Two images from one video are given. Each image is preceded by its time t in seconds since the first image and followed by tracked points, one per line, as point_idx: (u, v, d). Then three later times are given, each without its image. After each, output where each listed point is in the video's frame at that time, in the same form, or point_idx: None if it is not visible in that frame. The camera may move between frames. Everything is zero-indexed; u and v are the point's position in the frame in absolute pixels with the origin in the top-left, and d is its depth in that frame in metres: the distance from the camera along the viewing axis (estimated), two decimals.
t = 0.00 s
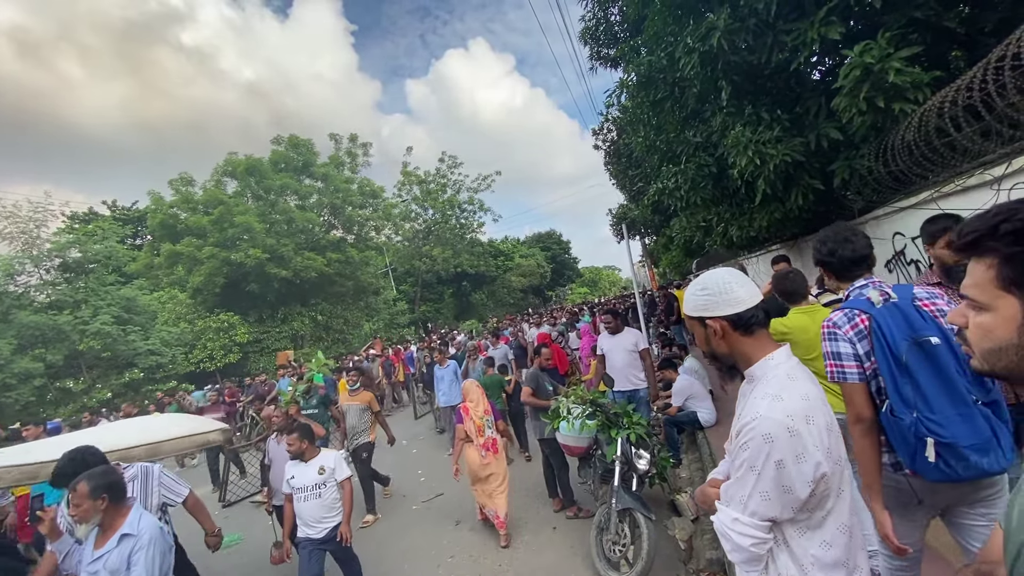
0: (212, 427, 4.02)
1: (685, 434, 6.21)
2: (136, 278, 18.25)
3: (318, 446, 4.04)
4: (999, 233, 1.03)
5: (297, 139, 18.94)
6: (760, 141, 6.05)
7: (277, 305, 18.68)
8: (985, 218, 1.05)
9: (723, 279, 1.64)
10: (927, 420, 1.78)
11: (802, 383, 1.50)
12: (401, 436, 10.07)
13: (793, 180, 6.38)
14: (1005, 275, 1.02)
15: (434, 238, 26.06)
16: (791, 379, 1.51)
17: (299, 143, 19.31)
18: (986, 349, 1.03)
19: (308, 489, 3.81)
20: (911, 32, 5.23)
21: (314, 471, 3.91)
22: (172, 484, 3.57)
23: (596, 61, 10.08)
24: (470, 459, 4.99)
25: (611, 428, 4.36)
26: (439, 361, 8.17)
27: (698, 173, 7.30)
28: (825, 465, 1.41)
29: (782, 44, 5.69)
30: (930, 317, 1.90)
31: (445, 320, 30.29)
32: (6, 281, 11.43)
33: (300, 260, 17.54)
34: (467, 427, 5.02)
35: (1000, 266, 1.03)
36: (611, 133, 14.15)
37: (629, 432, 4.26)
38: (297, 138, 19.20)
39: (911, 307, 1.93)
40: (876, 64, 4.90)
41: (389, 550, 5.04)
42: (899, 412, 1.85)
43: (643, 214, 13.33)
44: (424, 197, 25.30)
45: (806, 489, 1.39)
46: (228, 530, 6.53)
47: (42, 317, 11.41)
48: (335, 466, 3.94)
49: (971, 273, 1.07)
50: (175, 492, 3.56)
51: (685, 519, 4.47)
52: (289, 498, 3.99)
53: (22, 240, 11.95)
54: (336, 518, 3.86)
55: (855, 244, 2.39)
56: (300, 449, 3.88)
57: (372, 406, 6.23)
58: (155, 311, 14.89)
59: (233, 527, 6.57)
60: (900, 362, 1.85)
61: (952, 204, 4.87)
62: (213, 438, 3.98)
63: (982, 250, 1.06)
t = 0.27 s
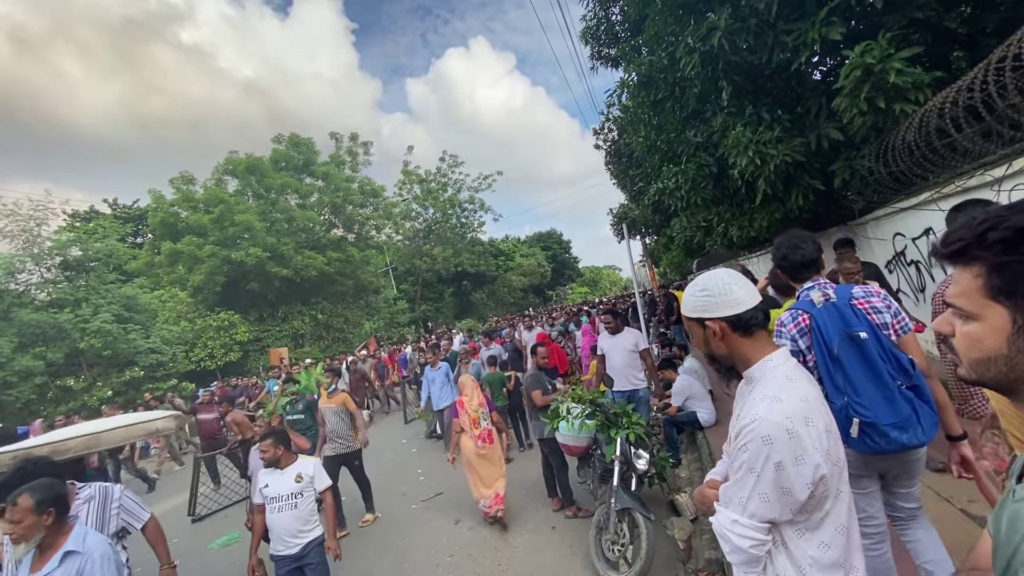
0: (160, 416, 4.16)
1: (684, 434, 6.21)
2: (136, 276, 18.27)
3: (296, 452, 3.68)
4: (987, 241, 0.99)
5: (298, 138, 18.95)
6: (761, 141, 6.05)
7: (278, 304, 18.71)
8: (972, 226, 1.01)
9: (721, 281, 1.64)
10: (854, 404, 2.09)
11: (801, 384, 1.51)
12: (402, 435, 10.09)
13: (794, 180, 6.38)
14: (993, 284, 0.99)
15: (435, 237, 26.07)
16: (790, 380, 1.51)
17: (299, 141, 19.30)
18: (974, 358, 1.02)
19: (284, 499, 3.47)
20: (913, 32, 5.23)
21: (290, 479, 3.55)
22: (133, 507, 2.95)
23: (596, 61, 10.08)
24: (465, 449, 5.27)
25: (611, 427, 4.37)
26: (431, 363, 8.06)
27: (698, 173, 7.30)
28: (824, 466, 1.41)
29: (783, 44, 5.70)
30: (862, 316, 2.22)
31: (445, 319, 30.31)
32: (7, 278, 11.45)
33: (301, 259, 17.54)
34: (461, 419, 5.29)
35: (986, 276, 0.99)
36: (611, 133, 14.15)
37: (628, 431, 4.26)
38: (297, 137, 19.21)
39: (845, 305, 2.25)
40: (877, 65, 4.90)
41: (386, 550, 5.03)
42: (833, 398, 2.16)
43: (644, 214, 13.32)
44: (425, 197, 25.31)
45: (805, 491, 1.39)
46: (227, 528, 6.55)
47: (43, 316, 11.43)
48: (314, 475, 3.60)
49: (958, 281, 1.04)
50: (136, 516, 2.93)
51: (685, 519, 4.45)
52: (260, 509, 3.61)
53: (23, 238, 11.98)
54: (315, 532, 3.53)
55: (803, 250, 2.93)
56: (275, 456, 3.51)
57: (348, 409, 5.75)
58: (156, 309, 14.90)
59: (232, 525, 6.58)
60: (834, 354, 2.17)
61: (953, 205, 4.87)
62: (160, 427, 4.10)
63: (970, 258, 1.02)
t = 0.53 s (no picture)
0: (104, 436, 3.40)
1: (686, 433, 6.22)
2: (141, 272, 18.35)
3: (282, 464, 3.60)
4: (976, 252, 1.00)
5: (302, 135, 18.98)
6: (765, 141, 6.02)
7: (281, 301, 18.76)
8: (960, 240, 1.03)
9: (723, 280, 1.64)
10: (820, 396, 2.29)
11: (802, 384, 1.51)
12: (404, 432, 10.12)
13: (798, 180, 6.36)
14: (988, 296, 0.99)
15: (438, 235, 26.10)
16: (791, 380, 1.51)
17: (304, 139, 19.33)
18: (974, 371, 1.03)
19: (269, 516, 3.38)
20: (919, 32, 5.21)
21: (275, 493, 3.46)
22: (81, 526, 2.56)
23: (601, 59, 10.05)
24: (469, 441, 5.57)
25: (613, 426, 4.37)
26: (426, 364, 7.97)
27: (702, 172, 7.29)
28: (826, 466, 1.42)
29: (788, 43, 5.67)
30: (833, 318, 2.43)
31: (448, 317, 30.36)
32: (13, 273, 11.50)
33: (304, 256, 17.58)
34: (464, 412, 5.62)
35: (978, 287, 1.00)
36: (615, 131, 14.13)
37: (630, 430, 4.26)
38: (302, 135, 19.24)
39: (818, 308, 2.47)
40: (883, 64, 4.87)
41: (388, 547, 5.05)
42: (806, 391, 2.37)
43: (647, 213, 13.31)
44: (428, 194, 25.32)
45: (806, 491, 1.39)
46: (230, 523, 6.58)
47: (49, 311, 11.49)
48: (302, 489, 3.53)
49: (952, 293, 1.05)
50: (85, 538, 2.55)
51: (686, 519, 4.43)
52: (243, 524, 3.55)
53: (29, 234, 12.05)
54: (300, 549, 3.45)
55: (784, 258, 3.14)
56: (259, 468, 3.41)
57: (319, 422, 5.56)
58: (160, 305, 14.96)
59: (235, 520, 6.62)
60: (805, 352, 2.39)
61: (958, 206, 4.83)
62: (101, 450, 3.30)
63: (961, 271, 1.03)
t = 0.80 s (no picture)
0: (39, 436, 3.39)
1: (690, 432, 6.20)
2: (149, 266, 18.50)
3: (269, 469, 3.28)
4: (960, 256, 0.98)
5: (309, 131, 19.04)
6: (774, 139, 5.98)
7: (287, 295, 18.88)
8: (945, 244, 1.01)
9: (727, 279, 1.64)
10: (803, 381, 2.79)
11: (805, 382, 1.50)
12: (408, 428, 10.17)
13: (807, 179, 6.31)
14: (972, 301, 0.95)
15: (444, 232, 26.14)
16: (795, 379, 1.50)
17: (311, 134, 19.40)
18: (963, 378, 0.97)
19: (249, 528, 3.12)
20: (932, 29, 5.14)
21: (259, 502, 3.17)
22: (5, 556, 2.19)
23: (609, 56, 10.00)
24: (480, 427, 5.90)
25: (616, 424, 4.37)
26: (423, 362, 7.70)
27: (709, 170, 7.26)
28: (829, 464, 1.41)
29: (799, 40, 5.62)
30: (825, 314, 2.81)
31: (453, 314, 30.42)
32: (24, 266, 11.58)
33: (311, 252, 17.66)
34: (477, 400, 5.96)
35: (962, 291, 0.97)
36: (623, 128, 14.07)
37: (634, 428, 4.26)
38: (309, 130, 19.30)
39: (811, 304, 2.85)
40: (895, 62, 4.81)
41: (391, 541, 5.08)
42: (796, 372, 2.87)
43: (653, 211, 13.26)
44: (434, 191, 25.34)
45: (809, 489, 1.39)
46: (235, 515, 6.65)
47: (59, 303, 11.59)
48: (288, 499, 3.22)
49: (937, 297, 1.01)
50: None
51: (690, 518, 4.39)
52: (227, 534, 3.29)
53: (41, 227, 12.17)
54: (284, 564, 3.17)
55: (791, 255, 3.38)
56: (244, 474, 3.13)
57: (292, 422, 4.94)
58: (168, 299, 15.08)
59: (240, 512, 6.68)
60: (794, 343, 2.85)
61: (969, 206, 4.78)
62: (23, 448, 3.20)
63: (945, 276, 1.01)
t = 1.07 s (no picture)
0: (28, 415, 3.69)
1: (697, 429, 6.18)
2: (162, 257, 18.72)
3: (246, 479, 3.14)
4: (945, 255, 0.95)
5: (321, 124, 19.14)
6: (787, 135, 5.90)
7: (298, 288, 19.06)
8: (931, 243, 0.99)
9: (732, 274, 1.63)
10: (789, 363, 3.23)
11: (811, 378, 1.49)
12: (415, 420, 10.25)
13: (820, 176, 6.23)
14: (958, 301, 0.92)
15: (453, 226, 26.19)
16: (800, 374, 1.49)
17: (323, 128, 19.49)
18: (955, 381, 0.92)
19: (225, 544, 2.99)
20: (953, 23, 5.04)
21: (235, 515, 3.04)
22: None
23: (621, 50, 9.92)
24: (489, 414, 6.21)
25: (623, 419, 4.37)
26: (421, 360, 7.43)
27: (721, 166, 7.19)
28: (833, 461, 1.40)
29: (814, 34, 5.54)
30: (819, 307, 3.17)
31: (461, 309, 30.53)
32: (45, 255, 11.66)
33: (321, 245, 17.80)
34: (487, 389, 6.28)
35: (949, 291, 0.94)
36: (634, 124, 13.98)
37: (640, 424, 4.25)
38: (321, 124, 19.40)
39: (806, 298, 3.23)
40: (914, 57, 4.72)
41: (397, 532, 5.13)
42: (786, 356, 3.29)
43: (663, 207, 13.18)
44: (444, 185, 25.38)
45: (813, 485, 1.38)
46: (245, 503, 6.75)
47: (77, 292, 11.76)
48: (265, 510, 3.07)
49: (929, 298, 0.98)
50: None
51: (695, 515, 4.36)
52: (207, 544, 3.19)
53: (59, 217, 12.36)
54: None
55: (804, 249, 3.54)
56: (218, 485, 3.00)
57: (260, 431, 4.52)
58: (181, 289, 15.27)
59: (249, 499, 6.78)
60: (786, 330, 3.27)
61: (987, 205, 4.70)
62: None
63: (933, 275, 0.98)
